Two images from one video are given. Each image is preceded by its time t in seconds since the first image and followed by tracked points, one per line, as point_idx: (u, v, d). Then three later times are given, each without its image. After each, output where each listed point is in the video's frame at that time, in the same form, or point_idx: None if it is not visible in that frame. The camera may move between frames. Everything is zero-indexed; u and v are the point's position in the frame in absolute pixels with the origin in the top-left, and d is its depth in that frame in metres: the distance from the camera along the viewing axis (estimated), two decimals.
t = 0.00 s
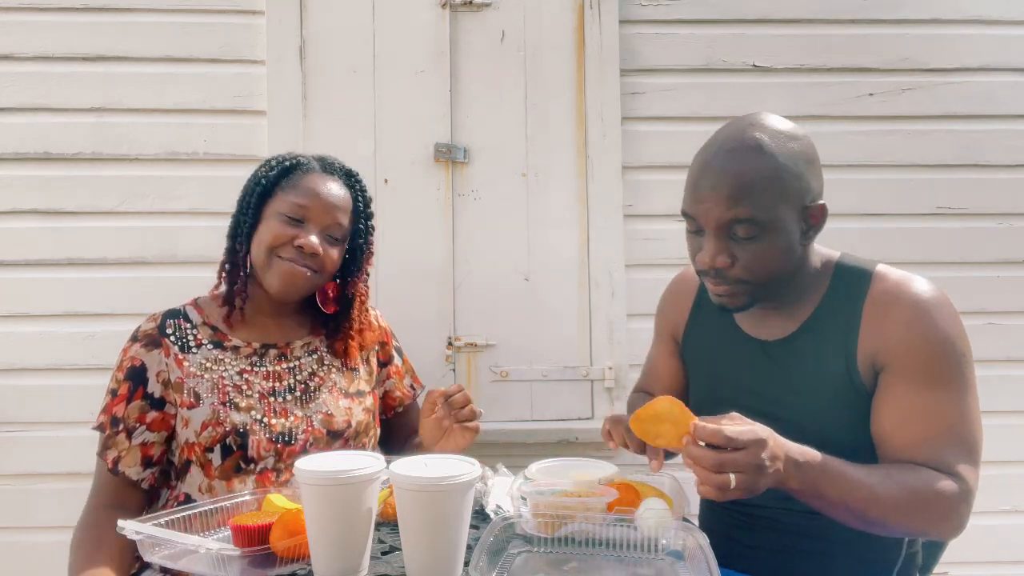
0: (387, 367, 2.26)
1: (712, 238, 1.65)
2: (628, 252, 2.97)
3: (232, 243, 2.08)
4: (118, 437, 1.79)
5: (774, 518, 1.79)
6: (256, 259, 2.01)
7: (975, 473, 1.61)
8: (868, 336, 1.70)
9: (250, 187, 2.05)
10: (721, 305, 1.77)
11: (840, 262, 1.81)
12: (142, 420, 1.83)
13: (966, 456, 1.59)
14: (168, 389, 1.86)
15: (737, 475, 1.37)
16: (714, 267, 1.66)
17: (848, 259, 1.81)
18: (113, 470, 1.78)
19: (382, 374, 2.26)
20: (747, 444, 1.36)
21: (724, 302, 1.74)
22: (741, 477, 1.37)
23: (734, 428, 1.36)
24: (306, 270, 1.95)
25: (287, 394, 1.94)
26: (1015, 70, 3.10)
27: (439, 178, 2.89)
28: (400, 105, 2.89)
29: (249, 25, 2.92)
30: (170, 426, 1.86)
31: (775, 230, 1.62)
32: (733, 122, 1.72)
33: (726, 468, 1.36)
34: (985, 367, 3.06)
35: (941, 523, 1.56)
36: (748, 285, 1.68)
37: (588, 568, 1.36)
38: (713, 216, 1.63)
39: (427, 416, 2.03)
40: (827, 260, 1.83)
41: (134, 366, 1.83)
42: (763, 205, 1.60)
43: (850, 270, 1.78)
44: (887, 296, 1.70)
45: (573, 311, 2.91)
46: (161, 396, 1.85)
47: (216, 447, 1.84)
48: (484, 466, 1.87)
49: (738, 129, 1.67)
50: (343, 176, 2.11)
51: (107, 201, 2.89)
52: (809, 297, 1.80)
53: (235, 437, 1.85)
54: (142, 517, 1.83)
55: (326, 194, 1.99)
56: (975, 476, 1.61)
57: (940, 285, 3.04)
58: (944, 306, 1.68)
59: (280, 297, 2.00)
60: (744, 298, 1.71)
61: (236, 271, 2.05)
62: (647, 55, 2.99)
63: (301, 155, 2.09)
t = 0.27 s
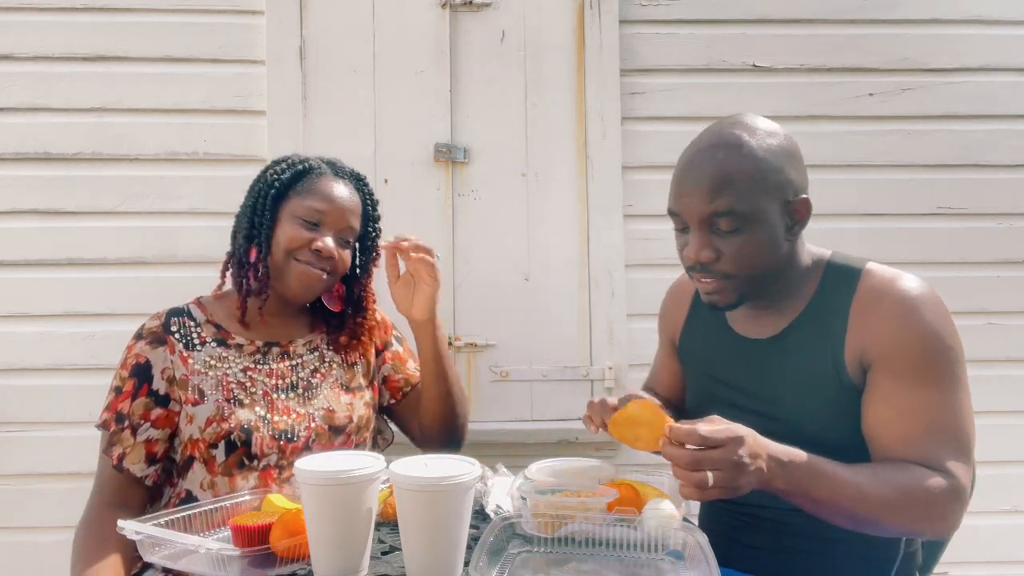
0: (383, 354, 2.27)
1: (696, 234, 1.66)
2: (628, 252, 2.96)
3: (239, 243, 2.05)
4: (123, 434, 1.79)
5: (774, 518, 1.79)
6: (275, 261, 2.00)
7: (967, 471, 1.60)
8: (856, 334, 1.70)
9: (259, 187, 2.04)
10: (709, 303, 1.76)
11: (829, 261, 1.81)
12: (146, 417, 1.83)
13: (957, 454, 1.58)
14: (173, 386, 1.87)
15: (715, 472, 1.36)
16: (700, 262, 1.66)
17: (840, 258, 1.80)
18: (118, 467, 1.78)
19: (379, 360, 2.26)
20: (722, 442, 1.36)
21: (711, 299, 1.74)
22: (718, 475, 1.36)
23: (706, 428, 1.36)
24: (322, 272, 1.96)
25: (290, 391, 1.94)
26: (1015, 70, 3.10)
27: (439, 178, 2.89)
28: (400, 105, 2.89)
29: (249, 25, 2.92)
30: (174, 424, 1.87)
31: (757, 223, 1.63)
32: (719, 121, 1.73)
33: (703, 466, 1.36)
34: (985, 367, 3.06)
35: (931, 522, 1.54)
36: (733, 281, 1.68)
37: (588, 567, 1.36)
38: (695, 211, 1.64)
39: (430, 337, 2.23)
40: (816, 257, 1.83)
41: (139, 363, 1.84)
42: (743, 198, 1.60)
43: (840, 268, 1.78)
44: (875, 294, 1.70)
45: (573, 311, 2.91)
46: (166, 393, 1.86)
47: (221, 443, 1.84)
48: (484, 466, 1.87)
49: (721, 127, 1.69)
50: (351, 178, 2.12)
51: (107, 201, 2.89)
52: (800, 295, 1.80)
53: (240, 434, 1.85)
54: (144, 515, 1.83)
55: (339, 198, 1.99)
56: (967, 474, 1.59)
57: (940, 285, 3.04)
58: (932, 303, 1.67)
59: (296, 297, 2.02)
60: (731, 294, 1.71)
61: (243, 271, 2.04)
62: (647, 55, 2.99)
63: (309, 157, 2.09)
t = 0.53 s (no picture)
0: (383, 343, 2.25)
1: (683, 228, 1.66)
2: (628, 252, 2.96)
3: (240, 245, 2.05)
4: (126, 434, 1.79)
5: (775, 518, 1.78)
6: (274, 261, 2.00)
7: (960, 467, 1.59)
8: (848, 330, 1.70)
9: (256, 189, 2.04)
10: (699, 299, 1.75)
11: (820, 259, 1.82)
12: (149, 417, 1.84)
13: (949, 450, 1.57)
14: (175, 386, 1.87)
15: (711, 472, 1.36)
16: (687, 256, 1.66)
17: (828, 257, 1.81)
18: (121, 466, 1.79)
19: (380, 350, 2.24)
20: (717, 443, 1.36)
21: (702, 295, 1.73)
22: (715, 475, 1.36)
23: (700, 429, 1.37)
24: (321, 272, 1.95)
25: (291, 390, 1.94)
26: (1015, 70, 3.10)
27: (439, 178, 2.89)
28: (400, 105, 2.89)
29: (249, 25, 2.92)
30: (177, 424, 1.88)
31: (742, 215, 1.63)
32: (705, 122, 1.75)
33: (699, 466, 1.36)
34: (985, 367, 3.06)
35: (923, 518, 1.53)
36: (721, 273, 1.67)
37: (588, 567, 1.36)
38: (681, 205, 1.64)
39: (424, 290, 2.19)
40: (807, 256, 1.84)
41: (141, 364, 1.85)
42: (727, 189, 1.61)
43: (832, 266, 1.78)
44: (868, 289, 1.70)
45: (573, 311, 2.91)
46: (168, 393, 1.86)
47: (223, 442, 1.85)
48: (484, 466, 1.87)
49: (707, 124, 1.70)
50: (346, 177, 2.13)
51: (107, 201, 2.89)
52: (792, 294, 1.81)
53: (242, 433, 1.85)
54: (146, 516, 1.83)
55: (336, 198, 1.99)
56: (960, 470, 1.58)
57: (940, 285, 3.04)
58: (924, 299, 1.67)
59: (294, 297, 2.01)
60: (719, 288, 1.70)
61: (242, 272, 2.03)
62: (647, 55, 2.99)
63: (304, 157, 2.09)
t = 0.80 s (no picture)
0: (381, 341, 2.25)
1: (682, 218, 1.70)
2: (628, 252, 2.96)
3: (239, 246, 2.05)
4: (126, 432, 1.79)
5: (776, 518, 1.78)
6: (275, 260, 2.00)
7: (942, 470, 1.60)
8: (835, 329, 1.71)
9: (253, 188, 2.04)
10: (708, 290, 1.74)
11: (811, 259, 1.83)
12: (149, 415, 1.84)
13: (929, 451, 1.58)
14: (175, 385, 1.87)
15: (676, 469, 1.36)
16: (693, 243, 1.68)
17: (819, 256, 1.82)
18: (121, 465, 1.79)
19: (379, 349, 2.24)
20: (688, 441, 1.36)
21: (711, 284, 1.73)
22: (680, 473, 1.36)
23: (677, 425, 1.37)
24: (322, 269, 1.96)
25: (291, 390, 1.93)
26: (1015, 70, 3.10)
27: (439, 178, 2.89)
28: (399, 105, 2.89)
29: (249, 25, 2.92)
30: (177, 422, 1.87)
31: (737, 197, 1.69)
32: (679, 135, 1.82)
33: (666, 462, 1.36)
34: (985, 367, 3.06)
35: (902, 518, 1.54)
36: (727, 257, 1.70)
37: (588, 567, 1.36)
38: (676, 195, 1.69)
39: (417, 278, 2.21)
40: (799, 256, 1.86)
41: (141, 362, 1.85)
42: (720, 173, 1.68)
43: (821, 265, 1.80)
44: (856, 290, 1.71)
45: (573, 311, 2.91)
46: (168, 391, 1.86)
47: (223, 441, 1.84)
48: (484, 466, 1.87)
49: (684, 132, 1.79)
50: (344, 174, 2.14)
51: (107, 201, 2.89)
52: (785, 292, 1.83)
53: (241, 432, 1.85)
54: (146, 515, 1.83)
55: (334, 196, 1.99)
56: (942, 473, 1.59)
57: (940, 285, 3.04)
58: (911, 301, 1.68)
59: (296, 297, 2.01)
60: (729, 272, 1.72)
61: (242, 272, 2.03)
62: (647, 55, 2.99)
63: (302, 157, 2.09)
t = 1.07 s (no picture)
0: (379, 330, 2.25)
1: (663, 216, 1.71)
2: (628, 252, 2.96)
3: (238, 246, 2.05)
4: (126, 432, 1.80)
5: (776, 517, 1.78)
6: (272, 258, 1.99)
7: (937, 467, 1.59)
8: (827, 328, 1.72)
9: (252, 188, 2.04)
10: (695, 287, 1.73)
11: (801, 258, 1.84)
12: (150, 415, 1.84)
13: (924, 449, 1.58)
14: (176, 385, 1.87)
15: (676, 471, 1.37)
16: (675, 240, 1.68)
17: (809, 256, 1.83)
18: (122, 464, 1.79)
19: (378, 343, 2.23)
20: (694, 446, 1.36)
21: (698, 281, 1.72)
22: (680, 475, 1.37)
23: (683, 430, 1.36)
24: (322, 265, 1.96)
25: (291, 389, 1.94)
26: (1015, 70, 3.10)
27: (439, 178, 2.89)
28: (399, 105, 2.89)
29: (249, 25, 2.92)
30: (177, 422, 1.87)
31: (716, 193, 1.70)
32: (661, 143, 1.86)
33: (669, 466, 1.37)
34: (985, 367, 3.06)
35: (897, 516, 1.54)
36: (711, 252, 1.69)
37: (588, 567, 1.36)
38: (656, 194, 1.71)
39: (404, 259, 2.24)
40: (788, 256, 1.87)
41: (142, 362, 1.85)
42: (698, 170, 1.70)
43: (812, 264, 1.80)
44: (847, 289, 1.71)
45: (573, 311, 2.91)
46: (169, 391, 1.87)
47: (223, 439, 1.83)
48: (484, 466, 1.87)
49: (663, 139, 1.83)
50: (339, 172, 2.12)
51: (107, 201, 2.89)
52: (777, 291, 1.83)
53: (242, 431, 1.83)
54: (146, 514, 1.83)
55: (330, 192, 2.00)
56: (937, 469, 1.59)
57: (940, 284, 3.04)
58: (902, 298, 1.68)
59: (296, 296, 2.00)
60: (714, 266, 1.70)
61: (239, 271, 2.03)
62: (647, 55, 2.99)
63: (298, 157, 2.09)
